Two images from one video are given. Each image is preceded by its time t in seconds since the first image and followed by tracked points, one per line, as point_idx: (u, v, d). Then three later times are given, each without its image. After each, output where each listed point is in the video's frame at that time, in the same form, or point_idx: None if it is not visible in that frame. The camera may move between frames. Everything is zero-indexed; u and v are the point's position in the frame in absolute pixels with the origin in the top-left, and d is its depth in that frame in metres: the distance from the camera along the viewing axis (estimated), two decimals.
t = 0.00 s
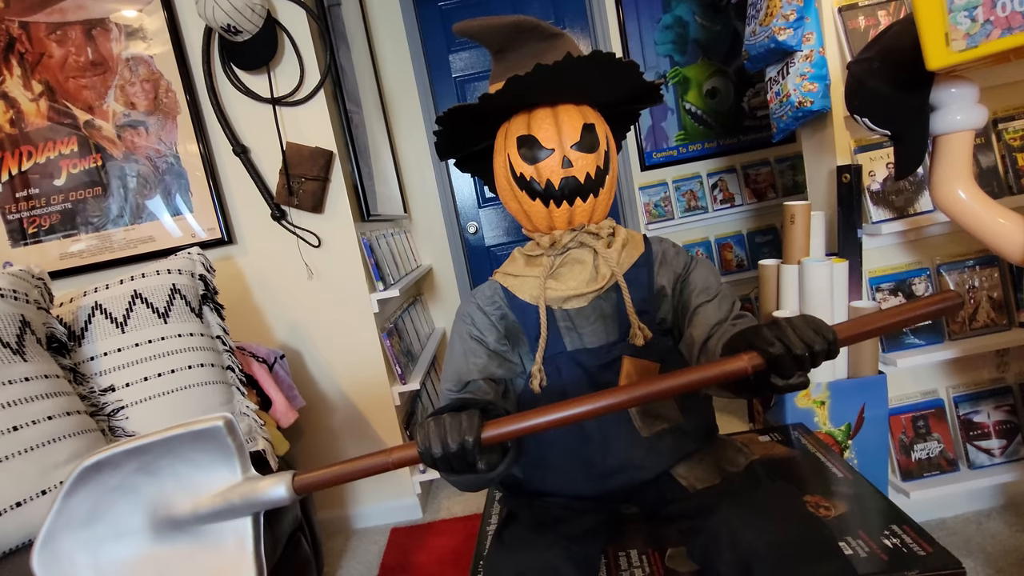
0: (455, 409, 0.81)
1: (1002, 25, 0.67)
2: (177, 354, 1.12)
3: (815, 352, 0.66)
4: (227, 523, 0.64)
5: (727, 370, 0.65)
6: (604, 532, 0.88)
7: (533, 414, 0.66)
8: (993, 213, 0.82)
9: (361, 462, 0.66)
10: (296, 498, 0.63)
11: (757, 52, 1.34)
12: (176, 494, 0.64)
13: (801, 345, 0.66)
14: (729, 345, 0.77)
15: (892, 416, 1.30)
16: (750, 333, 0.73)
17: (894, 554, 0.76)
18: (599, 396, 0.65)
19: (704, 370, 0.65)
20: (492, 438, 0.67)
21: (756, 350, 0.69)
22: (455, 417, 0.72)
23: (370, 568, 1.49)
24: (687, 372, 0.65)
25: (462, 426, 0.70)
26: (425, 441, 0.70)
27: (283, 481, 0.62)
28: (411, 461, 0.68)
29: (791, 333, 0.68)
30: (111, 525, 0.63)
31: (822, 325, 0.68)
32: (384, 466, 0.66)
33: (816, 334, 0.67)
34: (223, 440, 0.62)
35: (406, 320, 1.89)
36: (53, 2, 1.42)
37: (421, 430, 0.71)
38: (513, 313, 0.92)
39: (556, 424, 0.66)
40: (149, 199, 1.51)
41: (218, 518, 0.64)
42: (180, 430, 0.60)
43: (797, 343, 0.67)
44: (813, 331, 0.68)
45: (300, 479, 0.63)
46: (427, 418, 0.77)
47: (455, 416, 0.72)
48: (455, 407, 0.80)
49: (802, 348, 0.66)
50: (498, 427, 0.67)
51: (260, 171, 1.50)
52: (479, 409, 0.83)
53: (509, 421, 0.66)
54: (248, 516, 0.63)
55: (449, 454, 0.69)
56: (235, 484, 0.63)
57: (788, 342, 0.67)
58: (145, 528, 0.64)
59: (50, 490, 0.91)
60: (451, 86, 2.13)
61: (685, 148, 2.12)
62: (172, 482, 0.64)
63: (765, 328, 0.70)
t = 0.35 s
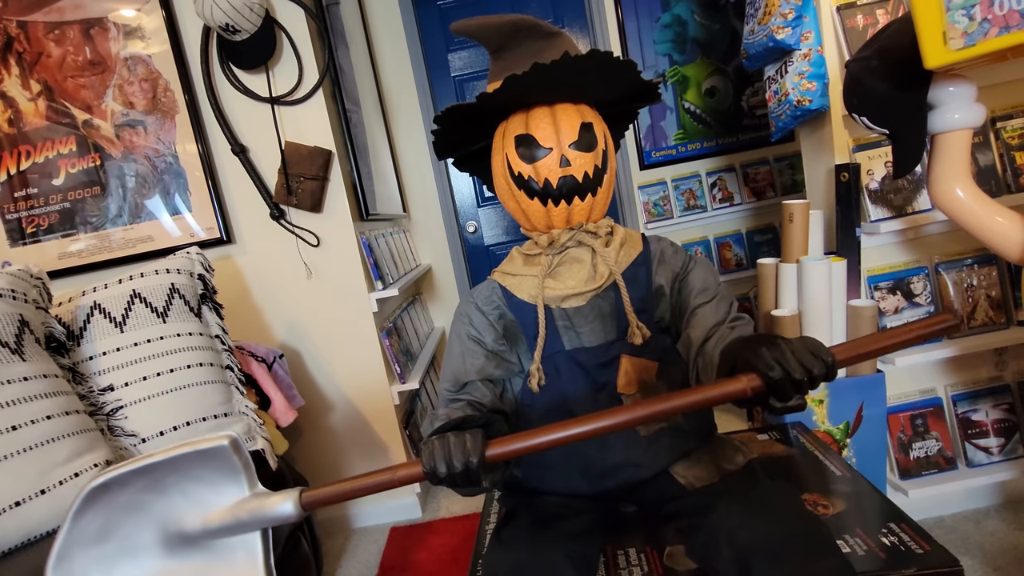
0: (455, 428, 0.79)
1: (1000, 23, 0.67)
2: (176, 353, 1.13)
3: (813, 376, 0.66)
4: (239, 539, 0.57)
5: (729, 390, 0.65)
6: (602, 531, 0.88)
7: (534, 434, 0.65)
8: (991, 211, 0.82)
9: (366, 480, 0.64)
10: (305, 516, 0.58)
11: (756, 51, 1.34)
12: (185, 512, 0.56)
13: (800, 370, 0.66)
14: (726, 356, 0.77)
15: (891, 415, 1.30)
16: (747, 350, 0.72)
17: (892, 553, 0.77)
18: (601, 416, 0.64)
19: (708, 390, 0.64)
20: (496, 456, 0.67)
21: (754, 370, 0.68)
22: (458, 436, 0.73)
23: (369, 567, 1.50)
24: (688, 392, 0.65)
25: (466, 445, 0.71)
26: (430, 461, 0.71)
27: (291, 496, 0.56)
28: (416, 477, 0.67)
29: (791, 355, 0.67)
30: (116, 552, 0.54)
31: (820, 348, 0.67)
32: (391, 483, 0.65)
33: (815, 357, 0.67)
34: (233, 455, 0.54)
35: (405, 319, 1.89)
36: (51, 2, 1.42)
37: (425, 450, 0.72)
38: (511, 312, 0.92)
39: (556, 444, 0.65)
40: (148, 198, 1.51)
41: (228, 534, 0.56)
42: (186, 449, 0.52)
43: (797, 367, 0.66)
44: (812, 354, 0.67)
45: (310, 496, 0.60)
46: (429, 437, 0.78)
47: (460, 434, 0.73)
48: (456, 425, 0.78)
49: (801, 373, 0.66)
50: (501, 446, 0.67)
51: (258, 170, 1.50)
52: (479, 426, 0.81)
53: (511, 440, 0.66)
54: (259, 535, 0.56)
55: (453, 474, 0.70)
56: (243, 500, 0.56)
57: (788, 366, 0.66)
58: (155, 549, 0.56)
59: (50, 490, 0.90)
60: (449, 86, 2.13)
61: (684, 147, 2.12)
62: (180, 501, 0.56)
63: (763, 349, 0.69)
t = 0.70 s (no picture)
0: (461, 445, 0.77)
1: (1001, 22, 0.67)
2: (175, 353, 1.12)
3: (815, 399, 0.66)
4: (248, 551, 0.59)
5: (732, 413, 0.66)
6: (603, 531, 0.88)
7: (540, 453, 0.67)
8: (993, 211, 0.82)
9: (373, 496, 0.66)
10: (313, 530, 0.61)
11: (756, 50, 1.33)
12: (196, 527, 0.58)
13: (803, 394, 0.66)
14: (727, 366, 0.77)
15: (892, 415, 1.30)
16: (750, 368, 0.72)
17: (893, 552, 0.76)
18: (605, 436, 0.66)
19: (711, 413, 0.65)
20: (504, 474, 0.69)
21: (756, 390, 0.69)
22: (465, 453, 0.73)
23: (369, 567, 1.49)
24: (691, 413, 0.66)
25: (473, 463, 0.71)
26: (438, 478, 0.71)
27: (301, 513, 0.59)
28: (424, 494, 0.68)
29: (793, 378, 0.68)
30: (130, 567, 0.56)
31: (822, 370, 0.68)
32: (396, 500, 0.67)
33: (817, 380, 0.67)
34: (243, 474, 0.57)
35: (405, 319, 1.88)
36: (49, 1, 1.41)
37: (434, 466, 0.72)
38: (512, 311, 0.92)
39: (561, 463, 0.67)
40: (147, 198, 1.51)
41: (240, 548, 0.58)
42: (196, 467, 0.54)
43: (799, 391, 0.66)
44: (814, 377, 0.67)
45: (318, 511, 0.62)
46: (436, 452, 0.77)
47: (466, 451, 0.73)
48: (461, 441, 0.76)
49: (804, 398, 0.66)
50: (508, 463, 0.69)
51: (258, 170, 1.50)
52: (485, 441, 0.78)
53: (518, 459, 0.67)
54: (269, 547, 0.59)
55: (461, 492, 0.70)
56: (253, 516, 0.58)
57: (791, 390, 0.66)
58: (167, 564, 0.58)
59: (49, 491, 0.90)
60: (449, 85, 2.12)
61: (684, 147, 2.12)
62: (192, 517, 0.58)
63: (766, 370, 0.69)
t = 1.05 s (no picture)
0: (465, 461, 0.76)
1: (1004, 22, 0.67)
2: (173, 355, 1.12)
3: (816, 423, 0.66)
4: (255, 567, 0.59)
5: (732, 434, 0.65)
6: (604, 534, 0.87)
7: (540, 471, 0.67)
8: (995, 212, 0.81)
9: (377, 513, 0.66)
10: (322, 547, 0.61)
11: (756, 51, 1.33)
12: (204, 543, 0.59)
13: (804, 417, 0.65)
14: (727, 380, 0.77)
15: (893, 417, 1.29)
16: (751, 387, 0.71)
17: (896, 557, 0.76)
18: (606, 456, 0.65)
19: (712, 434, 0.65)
20: (508, 491, 0.69)
21: (757, 410, 0.68)
22: (468, 469, 0.73)
23: (368, 570, 1.49)
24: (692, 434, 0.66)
25: (479, 483, 0.71)
26: (443, 495, 0.71)
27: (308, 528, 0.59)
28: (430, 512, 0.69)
29: (793, 401, 0.67)
30: None
31: (824, 394, 0.67)
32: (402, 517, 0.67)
33: (818, 404, 0.66)
34: (250, 493, 0.57)
35: (404, 320, 1.88)
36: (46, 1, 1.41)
37: (438, 483, 0.72)
38: (511, 313, 0.91)
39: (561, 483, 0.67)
40: (145, 199, 1.50)
41: (247, 564, 0.59)
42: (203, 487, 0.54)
43: (800, 414, 0.66)
44: (815, 401, 0.66)
45: (324, 527, 0.62)
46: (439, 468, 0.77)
47: (470, 469, 0.73)
48: (466, 457, 0.75)
49: (804, 421, 0.65)
50: (513, 481, 0.69)
51: (257, 171, 1.50)
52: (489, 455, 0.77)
53: (520, 478, 0.68)
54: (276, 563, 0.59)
55: (466, 511, 0.70)
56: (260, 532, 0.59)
57: (792, 413, 0.66)
58: None
59: (45, 494, 0.89)
60: (448, 86, 2.12)
61: (684, 147, 2.11)
62: (200, 533, 0.58)
63: (767, 391, 0.68)
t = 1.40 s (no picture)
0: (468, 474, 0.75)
1: (1007, 24, 0.67)
2: (170, 358, 1.11)
3: (815, 445, 0.66)
4: None
5: (732, 453, 0.65)
6: (604, 539, 0.87)
7: (545, 488, 0.67)
8: (998, 215, 0.81)
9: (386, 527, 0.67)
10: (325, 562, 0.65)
11: (756, 53, 1.33)
12: (212, 558, 0.65)
13: (804, 439, 0.65)
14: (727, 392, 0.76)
15: (895, 420, 1.29)
16: (752, 403, 0.71)
17: (899, 561, 0.76)
18: (605, 474, 0.66)
19: (713, 453, 0.65)
20: (514, 507, 0.69)
21: (757, 429, 0.68)
22: (473, 488, 0.72)
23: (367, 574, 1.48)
24: (693, 452, 0.66)
25: (483, 502, 0.70)
26: (447, 514, 0.70)
27: (313, 543, 0.64)
28: (433, 528, 0.69)
29: (793, 422, 0.66)
30: None
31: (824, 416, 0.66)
32: (406, 533, 0.68)
33: (818, 426, 0.66)
34: (255, 511, 0.62)
35: (403, 322, 1.87)
36: (44, 2, 1.40)
37: (443, 502, 0.71)
38: (511, 315, 0.91)
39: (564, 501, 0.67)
40: (143, 201, 1.49)
41: None
42: (204, 508, 0.60)
43: (800, 437, 0.65)
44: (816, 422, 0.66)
45: (330, 542, 0.66)
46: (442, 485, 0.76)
47: (474, 488, 0.72)
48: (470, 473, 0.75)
49: (805, 443, 0.65)
50: (521, 496, 0.69)
51: (255, 172, 1.49)
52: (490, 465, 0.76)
53: (527, 494, 0.68)
54: None
55: (471, 529, 0.70)
56: (264, 547, 0.64)
57: (792, 434, 0.65)
58: None
59: (41, 498, 0.87)
60: (447, 87, 2.12)
61: (683, 149, 2.11)
62: (209, 548, 0.64)
63: (768, 410, 0.68)
